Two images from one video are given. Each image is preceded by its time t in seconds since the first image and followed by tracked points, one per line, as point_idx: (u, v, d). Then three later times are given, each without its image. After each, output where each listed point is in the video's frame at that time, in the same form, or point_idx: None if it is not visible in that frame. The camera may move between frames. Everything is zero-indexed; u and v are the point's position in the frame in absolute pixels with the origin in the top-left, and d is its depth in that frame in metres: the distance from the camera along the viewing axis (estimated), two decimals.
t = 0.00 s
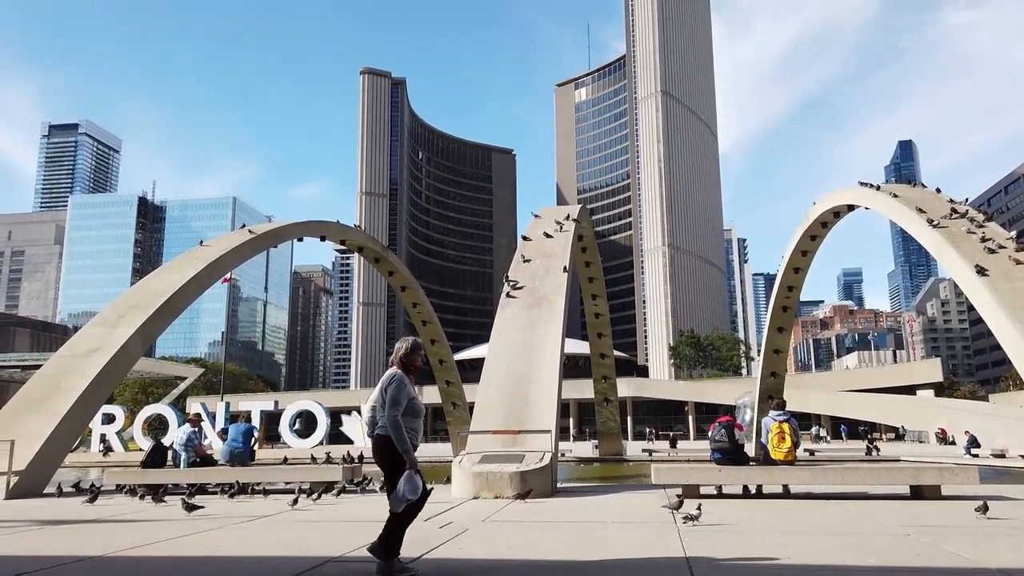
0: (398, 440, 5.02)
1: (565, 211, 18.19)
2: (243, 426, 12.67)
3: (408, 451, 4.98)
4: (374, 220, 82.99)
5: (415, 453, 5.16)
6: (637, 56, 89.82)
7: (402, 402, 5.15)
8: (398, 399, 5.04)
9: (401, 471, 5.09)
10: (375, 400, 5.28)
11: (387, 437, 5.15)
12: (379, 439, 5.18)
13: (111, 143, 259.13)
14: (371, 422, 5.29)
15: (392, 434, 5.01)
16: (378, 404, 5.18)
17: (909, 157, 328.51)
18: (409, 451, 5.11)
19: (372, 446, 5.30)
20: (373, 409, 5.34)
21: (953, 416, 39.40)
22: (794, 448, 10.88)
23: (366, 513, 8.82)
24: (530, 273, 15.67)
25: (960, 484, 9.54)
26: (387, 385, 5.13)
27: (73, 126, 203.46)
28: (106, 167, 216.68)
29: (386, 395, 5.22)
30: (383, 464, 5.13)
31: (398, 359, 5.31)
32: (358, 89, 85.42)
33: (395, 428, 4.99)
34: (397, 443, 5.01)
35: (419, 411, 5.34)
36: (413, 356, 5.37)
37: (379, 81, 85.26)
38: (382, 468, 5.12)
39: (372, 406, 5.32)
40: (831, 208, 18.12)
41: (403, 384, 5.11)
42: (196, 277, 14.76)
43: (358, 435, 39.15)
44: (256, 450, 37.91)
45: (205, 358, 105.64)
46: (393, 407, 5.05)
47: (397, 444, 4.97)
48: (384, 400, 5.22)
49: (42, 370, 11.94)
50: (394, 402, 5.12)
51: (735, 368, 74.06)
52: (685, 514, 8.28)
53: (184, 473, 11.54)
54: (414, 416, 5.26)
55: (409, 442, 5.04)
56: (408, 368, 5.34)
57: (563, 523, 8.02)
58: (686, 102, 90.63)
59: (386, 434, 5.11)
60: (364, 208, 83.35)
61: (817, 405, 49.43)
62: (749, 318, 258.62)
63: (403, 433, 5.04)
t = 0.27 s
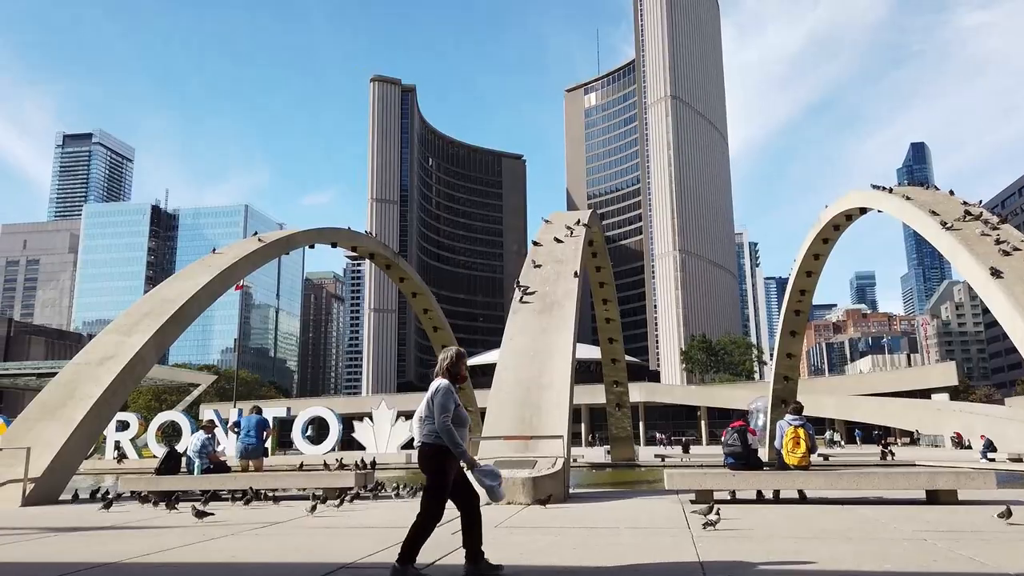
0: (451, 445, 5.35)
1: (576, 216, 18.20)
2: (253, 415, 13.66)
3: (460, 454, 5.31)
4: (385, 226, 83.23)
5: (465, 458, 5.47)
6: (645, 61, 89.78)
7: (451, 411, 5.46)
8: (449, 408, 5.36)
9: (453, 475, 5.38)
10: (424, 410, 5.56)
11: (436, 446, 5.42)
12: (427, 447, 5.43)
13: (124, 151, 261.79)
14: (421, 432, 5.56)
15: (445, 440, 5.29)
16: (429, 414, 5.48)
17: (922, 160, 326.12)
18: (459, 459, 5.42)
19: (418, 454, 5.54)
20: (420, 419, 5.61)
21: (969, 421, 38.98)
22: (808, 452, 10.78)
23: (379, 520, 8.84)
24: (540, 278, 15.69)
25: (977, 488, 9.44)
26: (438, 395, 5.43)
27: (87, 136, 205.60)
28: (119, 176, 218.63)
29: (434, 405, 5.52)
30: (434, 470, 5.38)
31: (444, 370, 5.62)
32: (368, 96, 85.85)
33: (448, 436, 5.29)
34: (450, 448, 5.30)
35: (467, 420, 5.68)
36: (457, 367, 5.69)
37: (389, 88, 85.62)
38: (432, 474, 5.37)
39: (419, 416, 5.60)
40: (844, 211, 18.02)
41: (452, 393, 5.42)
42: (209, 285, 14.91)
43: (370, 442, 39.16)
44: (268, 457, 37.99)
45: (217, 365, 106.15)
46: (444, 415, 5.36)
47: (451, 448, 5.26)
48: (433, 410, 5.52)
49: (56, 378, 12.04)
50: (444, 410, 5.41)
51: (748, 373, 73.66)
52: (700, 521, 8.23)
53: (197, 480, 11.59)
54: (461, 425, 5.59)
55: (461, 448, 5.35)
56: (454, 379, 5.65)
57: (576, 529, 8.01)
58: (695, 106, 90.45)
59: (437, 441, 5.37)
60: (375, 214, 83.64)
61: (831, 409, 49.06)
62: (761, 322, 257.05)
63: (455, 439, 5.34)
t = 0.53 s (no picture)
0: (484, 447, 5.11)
1: (587, 221, 18.17)
2: (265, 416, 13.91)
3: (489, 457, 5.03)
4: (396, 232, 83.52)
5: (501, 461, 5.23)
6: (655, 64, 89.67)
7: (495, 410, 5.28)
8: (490, 407, 5.15)
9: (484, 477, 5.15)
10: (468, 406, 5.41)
11: (479, 444, 5.28)
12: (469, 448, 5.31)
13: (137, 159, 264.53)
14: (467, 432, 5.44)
15: (480, 438, 5.11)
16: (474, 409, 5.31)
17: (935, 161, 323.78)
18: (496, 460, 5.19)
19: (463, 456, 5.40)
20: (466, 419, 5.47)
21: (987, 423, 38.60)
22: (823, 455, 10.69)
23: (393, 525, 8.86)
24: (552, 282, 15.68)
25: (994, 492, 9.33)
26: (481, 391, 5.26)
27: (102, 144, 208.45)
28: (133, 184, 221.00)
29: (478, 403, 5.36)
30: (475, 469, 5.25)
31: (492, 368, 5.46)
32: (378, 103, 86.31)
33: (485, 432, 5.09)
34: (485, 446, 5.08)
35: (511, 423, 5.42)
36: (505, 366, 5.52)
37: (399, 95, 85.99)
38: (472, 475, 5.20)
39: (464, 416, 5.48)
40: (856, 213, 17.91)
41: (496, 392, 5.21)
42: (222, 291, 14.99)
43: (383, 447, 39.21)
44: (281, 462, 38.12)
45: (231, 371, 106.77)
46: (485, 414, 5.18)
47: (483, 445, 5.03)
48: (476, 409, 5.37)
49: (72, 385, 12.14)
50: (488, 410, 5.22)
51: (761, 377, 73.27)
52: (713, 526, 8.19)
53: (210, 486, 11.64)
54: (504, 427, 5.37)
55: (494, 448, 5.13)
56: (501, 378, 5.48)
57: (590, 534, 7.99)
58: (706, 109, 90.28)
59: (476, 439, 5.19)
60: (386, 220, 83.94)
61: (845, 413, 48.73)
62: (774, 325, 255.74)
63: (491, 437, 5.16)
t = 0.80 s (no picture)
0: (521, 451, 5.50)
1: (601, 224, 18.14)
2: (283, 421, 14.08)
3: (522, 460, 5.39)
4: (410, 237, 83.79)
5: (539, 467, 5.52)
6: (667, 67, 89.48)
7: (540, 417, 5.61)
8: (531, 413, 5.49)
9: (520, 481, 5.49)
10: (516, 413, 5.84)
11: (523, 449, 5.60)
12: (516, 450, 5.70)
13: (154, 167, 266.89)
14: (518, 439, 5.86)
15: (521, 445, 5.47)
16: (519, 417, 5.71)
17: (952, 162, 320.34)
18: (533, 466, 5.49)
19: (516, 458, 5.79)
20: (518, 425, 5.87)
21: (1009, 426, 38.06)
22: (841, 458, 10.60)
23: (410, 529, 8.88)
24: (566, 286, 15.68)
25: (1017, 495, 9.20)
26: (527, 398, 5.63)
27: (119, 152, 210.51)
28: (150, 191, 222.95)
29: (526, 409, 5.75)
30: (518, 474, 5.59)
31: (539, 376, 5.81)
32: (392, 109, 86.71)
33: (523, 439, 5.46)
34: (523, 453, 5.46)
35: (556, 428, 5.69)
36: (554, 374, 5.83)
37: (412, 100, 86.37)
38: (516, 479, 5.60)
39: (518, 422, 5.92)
40: (873, 214, 17.74)
41: (535, 400, 5.56)
42: (239, 297, 15.13)
43: (398, 451, 39.21)
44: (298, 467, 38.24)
45: (247, 377, 107.46)
46: (529, 421, 5.51)
47: (519, 453, 5.41)
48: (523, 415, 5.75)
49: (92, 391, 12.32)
50: (532, 417, 5.56)
51: (778, 380, 72.71)
52: (731, 530, 8.15)
53: (227, 491, 11.72)
54: (548, 433, 5.63)
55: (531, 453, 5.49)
56: (549, 385, 5.79)
57: (606, 539, 7.96)
58: (720, 111, 89.96)
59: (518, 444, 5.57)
60: (400, 225, 84.23)
61: (864, 416, 48.24)
62: (791, 328, 253.62)
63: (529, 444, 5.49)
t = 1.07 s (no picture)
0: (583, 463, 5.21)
1: (617, 226, 18.08)
2: (307, 426, 14.22)
3: (588, 473, 5.12)
4: (425, 241, 84.02)
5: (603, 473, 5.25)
6: (682, 68, 89.18)
7: (595, 421, 5.31)
8: (590, 421, 5.23)
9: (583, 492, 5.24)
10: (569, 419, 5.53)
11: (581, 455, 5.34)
12: (575, 458, 5.41)
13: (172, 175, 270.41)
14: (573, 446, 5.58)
15: (581, 452, 5.19)
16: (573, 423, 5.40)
17: (973, 161, 316.58)
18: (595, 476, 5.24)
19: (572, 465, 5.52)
20: (571, 430, 5.57)
21: None
22: (862, 461, 10.49)
23: (428, 533, 8.88)
24: (582, 289, 15.65)
25: None
26: (579, 403, 5.36)
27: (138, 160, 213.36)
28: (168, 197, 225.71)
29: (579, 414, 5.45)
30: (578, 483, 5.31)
31: (588, 378, 5.48)
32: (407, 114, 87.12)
33: (585, 447, 5.17)
34: (585, 461, 5.19)
35: (612, 431, 5.39)
36: (603, 375, 5.51)
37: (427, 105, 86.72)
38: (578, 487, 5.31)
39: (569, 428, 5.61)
40: (893, 214, 17.55)
41: (595, 407, 5.26)
42: (258, 303, 15.26)
43: (415, 455, 39.22)
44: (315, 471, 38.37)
45: (265, 381, 108.18)
46: (585, 426, 5.25)
47: (582, 460, 5.15)
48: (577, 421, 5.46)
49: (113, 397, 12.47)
50: (588, 422, 5.28)
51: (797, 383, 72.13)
52: (751, 535, 8.08)
53: (245, 495, 11.77)
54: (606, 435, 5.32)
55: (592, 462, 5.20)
56: (599, 387, 5.50)
57: (624, 542, 7.91)
58: (735, 112, 89.52)
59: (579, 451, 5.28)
60: (416, 230, 84.55)
61: (884, 418, 47.69)
62: (809, 330, 251.69)
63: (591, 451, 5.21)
